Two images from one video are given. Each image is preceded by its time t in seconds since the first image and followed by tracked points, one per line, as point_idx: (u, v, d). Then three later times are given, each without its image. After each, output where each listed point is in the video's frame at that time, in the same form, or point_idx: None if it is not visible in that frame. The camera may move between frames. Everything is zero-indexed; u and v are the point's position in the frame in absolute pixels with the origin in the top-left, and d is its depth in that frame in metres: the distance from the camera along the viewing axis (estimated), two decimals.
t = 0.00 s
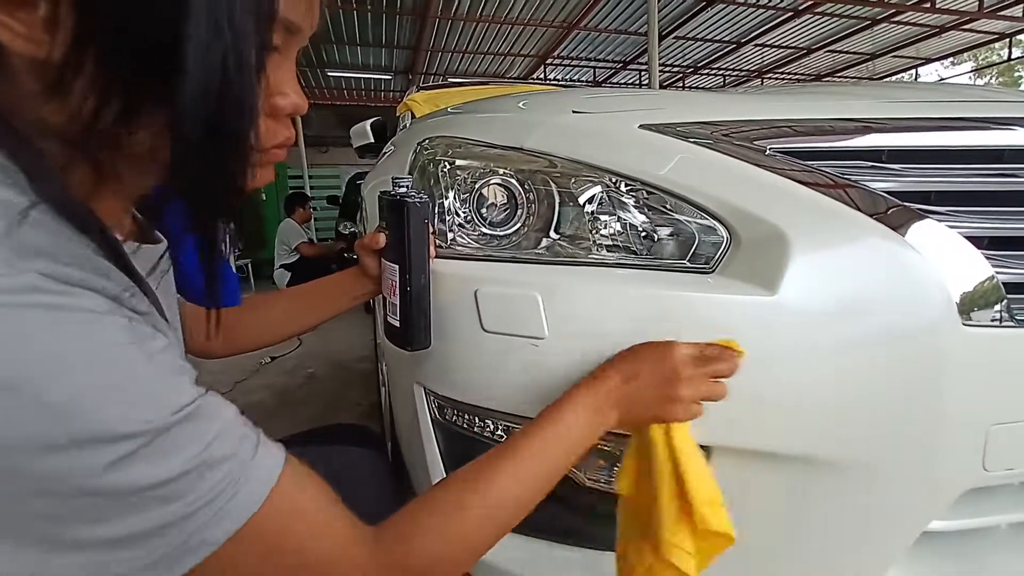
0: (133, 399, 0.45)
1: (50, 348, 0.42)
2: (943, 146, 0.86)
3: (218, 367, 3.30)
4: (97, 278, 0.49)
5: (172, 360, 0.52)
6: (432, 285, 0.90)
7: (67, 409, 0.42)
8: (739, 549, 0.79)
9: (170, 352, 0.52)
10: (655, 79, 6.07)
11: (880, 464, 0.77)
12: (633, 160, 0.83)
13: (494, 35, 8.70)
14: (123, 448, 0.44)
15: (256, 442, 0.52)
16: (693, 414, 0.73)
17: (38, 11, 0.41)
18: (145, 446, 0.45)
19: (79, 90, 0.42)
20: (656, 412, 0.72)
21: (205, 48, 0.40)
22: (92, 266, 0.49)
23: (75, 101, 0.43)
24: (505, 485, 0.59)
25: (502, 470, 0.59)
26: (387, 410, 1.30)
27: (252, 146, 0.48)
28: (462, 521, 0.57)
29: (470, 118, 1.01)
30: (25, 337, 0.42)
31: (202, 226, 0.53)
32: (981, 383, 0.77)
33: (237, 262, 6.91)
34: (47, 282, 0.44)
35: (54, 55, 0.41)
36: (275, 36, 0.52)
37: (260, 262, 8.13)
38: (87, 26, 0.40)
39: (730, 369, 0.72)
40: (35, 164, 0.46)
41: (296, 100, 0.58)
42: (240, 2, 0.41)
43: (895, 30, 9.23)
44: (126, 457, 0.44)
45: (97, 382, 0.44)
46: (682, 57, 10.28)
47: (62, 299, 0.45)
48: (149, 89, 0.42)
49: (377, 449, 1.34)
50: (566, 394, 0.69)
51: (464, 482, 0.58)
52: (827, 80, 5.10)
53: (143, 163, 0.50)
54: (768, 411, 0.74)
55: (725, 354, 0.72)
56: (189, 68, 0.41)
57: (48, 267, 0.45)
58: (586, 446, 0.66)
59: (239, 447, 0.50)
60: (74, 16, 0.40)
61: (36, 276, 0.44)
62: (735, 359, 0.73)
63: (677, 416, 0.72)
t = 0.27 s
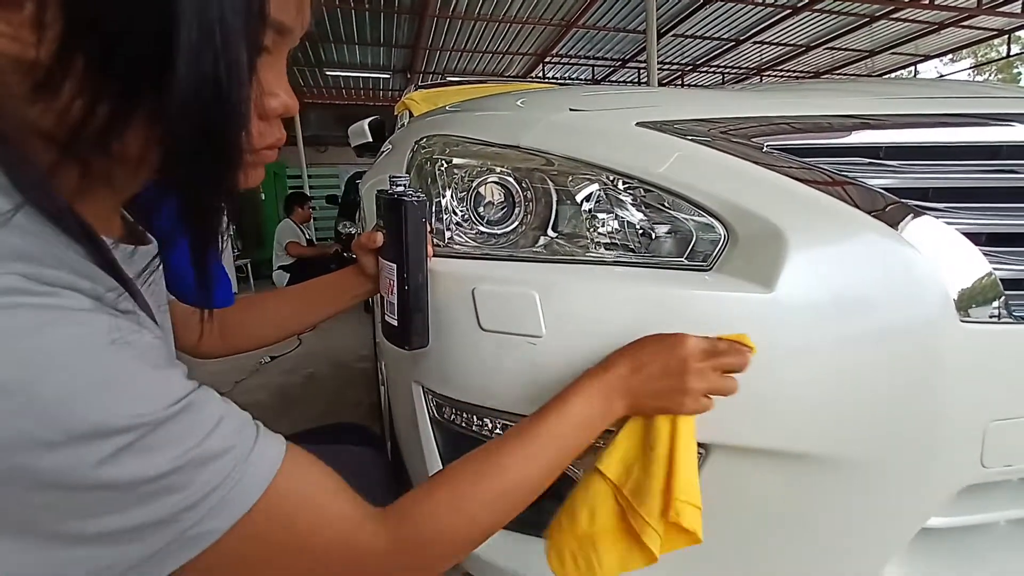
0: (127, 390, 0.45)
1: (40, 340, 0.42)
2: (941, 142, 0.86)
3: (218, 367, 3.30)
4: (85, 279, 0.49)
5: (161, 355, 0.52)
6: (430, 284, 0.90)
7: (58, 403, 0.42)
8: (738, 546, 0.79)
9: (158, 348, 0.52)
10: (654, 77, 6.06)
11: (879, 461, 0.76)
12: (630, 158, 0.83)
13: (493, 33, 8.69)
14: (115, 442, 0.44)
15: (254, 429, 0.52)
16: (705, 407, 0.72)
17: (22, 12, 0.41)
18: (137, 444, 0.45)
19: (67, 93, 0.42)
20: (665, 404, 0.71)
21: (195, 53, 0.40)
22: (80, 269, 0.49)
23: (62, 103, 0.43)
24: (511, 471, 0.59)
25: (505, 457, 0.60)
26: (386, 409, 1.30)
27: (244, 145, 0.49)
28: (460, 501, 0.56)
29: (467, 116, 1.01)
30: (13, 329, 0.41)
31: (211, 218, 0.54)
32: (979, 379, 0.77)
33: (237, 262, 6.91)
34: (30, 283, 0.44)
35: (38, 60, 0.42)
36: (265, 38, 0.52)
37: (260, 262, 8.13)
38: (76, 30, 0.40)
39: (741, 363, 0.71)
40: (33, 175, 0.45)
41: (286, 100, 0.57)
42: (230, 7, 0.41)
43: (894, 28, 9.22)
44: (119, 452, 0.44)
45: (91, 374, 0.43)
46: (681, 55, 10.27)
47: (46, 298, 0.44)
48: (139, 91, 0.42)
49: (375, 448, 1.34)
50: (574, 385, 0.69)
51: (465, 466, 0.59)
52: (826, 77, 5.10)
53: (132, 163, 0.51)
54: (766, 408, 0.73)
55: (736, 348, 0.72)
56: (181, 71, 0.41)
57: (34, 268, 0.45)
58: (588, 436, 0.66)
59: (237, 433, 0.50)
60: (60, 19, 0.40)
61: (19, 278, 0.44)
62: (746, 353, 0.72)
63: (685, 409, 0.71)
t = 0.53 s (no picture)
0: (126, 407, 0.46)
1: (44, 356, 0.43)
2: (944, 145, 0.86)
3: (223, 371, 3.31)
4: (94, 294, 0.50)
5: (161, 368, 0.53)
6: (434, 289, 0.90)
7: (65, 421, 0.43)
8: (742, 550, 0.79)
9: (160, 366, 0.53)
10: (656, 80, 6.07)
11: (883, 464, 0.76)
12: (632, 163, 0.84)
13: (495, 37, 8.71)
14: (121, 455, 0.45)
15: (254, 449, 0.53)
16: (681, 375, 0.74)
17: (36, 29, 0.41)
18: (141, 460, 0.46)
19: (79, 105, 0.43)
20: (643, 382, 0.73)
21: (201, 67, 0.41)
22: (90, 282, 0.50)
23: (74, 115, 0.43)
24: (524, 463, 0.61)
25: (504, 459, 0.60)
26: (390, 413, 1.30)
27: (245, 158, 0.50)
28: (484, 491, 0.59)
29: (470, 122, 1.02)
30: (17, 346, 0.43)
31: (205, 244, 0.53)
32: (984, 382, 0.76)
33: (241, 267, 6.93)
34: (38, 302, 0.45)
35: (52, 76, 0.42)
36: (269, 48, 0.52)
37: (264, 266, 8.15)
38: (87, 45, 0.41)
39: (702, 328, 0.74)
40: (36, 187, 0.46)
41: (293, 109, 0.58)
42: (231, 20, 0.41)
43: (897, 29, 9.21)
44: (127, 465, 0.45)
45: (93, 392, 0.45)
46: (684, 57, 10.27)
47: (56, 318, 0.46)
48: (144, 105, 0.43)
49: (380, 453, 1.34)
50: (552, 383, 0.69)
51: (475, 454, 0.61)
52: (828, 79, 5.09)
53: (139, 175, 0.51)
54: (769, 411, 0.73)
55: (693, 313, 0.74)
56: (186, 83, 0.42)
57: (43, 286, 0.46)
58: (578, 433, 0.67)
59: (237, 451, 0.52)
60: (73, 34, 0.41)
61: (27, 297, 0.45)
62: (704, 317, 0.74)
63: (662, 379, 0.73)
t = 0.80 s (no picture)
0: (128, 409, 0.47)
1: (45, 361, 0.43)
2: (942, 150, 0.87)
3: (227, 375, 3.32)
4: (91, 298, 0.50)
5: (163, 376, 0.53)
6: (438, 294, 0.91)
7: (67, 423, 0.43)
8: (744, 554, 0.79)
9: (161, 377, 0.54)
10: (657, 83, 6.08)
11: (883, 468, 0.77)
12: (633, 168, 0.84)
13: (497, 41, 8.74)
14: (121, 456, 0.45)
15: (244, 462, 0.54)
16: (631, 362, 0.74)
17: (32, 35, 0.42)
18: (139, 465, 0.46)
19: (75, 108, 0.44)
20: (598, 375, 0.72)
21: (190, 65, 0.42)
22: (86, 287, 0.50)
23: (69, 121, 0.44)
24: (488, 482, 0.61)
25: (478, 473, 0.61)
26: (393, 417, 1.31)
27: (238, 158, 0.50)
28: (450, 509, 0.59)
29: (472, 128, 1.02)
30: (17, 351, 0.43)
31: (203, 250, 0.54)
32: (983, 386, 0.77)
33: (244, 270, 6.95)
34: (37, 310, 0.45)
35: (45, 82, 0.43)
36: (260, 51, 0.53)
37: (267, 270, 8.17)
38: (78, 52, 0.41)
39: (641, 313, 0.75)
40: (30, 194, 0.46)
41: (287, 110, 0.60)
42: (222, 18, 0.42)
43: (897, 31, 9.22)
44: (128, 467, 0.46)
45: (93, 398, 0.45)
46: (685, 60, 10.29)
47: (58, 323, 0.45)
48: (137, 108, 0.44)
49: (383, 456, 1.35)
50: (511, 393, 0.69)
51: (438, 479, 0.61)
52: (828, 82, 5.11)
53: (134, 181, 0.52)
54: (769, 415, 0.74)
55: (634, 300, 0.75)
56: (174, 86, 0.42)
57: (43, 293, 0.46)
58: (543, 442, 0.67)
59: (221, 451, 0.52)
60: (64, 40, 0.41)
61: (26, 304, 0.44)
62: (643, 303, 0.76)
63: (616, 369, 0.73)
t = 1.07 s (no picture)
0: (111, 420, 0.47)
1: (24, 370, 0.43)
2: (937, 155, 0.87)
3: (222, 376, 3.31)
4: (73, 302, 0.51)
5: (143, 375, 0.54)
6: (435, 295, 0.91)
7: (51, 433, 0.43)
8: (739, 556, 0.80)
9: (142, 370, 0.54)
10: (654, 87, 6.11)
11: (879, 471, 0.77)
12: (630, 171, 0.85)
13: (495, 44, 8.76)
14: (101, 467, 0.46)
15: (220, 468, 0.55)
16: (573, 350, 0.78)
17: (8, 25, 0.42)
18: (114, 469, 0.46)
19: (50, 96, 0.44)
20: (539, 364, 0.76)
21: (162, 50, 0.41)
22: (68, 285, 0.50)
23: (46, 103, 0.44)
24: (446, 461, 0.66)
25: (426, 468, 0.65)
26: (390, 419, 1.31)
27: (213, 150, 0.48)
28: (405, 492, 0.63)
29: (470, 130, 1.03)
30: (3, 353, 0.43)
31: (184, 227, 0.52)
32: (979, 390, 0.77)
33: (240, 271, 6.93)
34: (21, 305, 0.45)
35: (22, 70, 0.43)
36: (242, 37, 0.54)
37: (263, 271, 8.15)
38: (60, 40, 0.41)
39: (587, 303, 0.79)
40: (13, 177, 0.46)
41: (275, 100, 0.60)
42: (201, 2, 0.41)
43: (893, 38, 9.27)
44: (103, 477, 0.46)
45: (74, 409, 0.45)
46: (682, 65, 10.32)
47: (43, 320, 0.46)
48: (115, 91, 0.43)
49: (379, 457, 1.35)
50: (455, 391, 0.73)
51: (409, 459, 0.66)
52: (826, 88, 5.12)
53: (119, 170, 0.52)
54: (764, 419, 0.74)
55: (578, 291, 0.79)
56: (145, 69, 0.41)
57: (25, 289, 0.46)
58: (488, 432, 0.71)
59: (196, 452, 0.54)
60: (43, 25, 0.41)
61: (8, 301, 0.44)
62: (589, 293, 0.79)
63: (555, 357, 0.77)
